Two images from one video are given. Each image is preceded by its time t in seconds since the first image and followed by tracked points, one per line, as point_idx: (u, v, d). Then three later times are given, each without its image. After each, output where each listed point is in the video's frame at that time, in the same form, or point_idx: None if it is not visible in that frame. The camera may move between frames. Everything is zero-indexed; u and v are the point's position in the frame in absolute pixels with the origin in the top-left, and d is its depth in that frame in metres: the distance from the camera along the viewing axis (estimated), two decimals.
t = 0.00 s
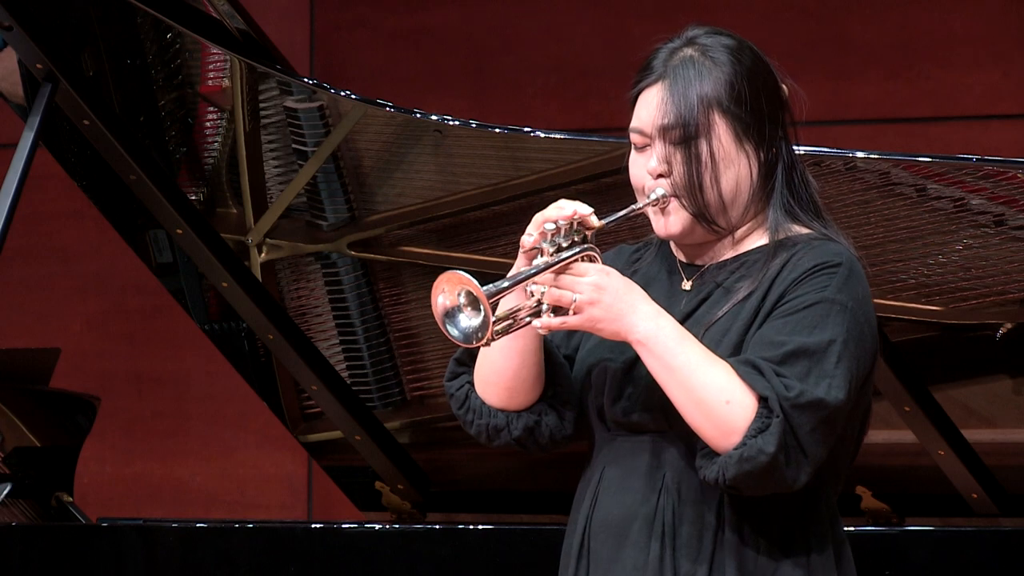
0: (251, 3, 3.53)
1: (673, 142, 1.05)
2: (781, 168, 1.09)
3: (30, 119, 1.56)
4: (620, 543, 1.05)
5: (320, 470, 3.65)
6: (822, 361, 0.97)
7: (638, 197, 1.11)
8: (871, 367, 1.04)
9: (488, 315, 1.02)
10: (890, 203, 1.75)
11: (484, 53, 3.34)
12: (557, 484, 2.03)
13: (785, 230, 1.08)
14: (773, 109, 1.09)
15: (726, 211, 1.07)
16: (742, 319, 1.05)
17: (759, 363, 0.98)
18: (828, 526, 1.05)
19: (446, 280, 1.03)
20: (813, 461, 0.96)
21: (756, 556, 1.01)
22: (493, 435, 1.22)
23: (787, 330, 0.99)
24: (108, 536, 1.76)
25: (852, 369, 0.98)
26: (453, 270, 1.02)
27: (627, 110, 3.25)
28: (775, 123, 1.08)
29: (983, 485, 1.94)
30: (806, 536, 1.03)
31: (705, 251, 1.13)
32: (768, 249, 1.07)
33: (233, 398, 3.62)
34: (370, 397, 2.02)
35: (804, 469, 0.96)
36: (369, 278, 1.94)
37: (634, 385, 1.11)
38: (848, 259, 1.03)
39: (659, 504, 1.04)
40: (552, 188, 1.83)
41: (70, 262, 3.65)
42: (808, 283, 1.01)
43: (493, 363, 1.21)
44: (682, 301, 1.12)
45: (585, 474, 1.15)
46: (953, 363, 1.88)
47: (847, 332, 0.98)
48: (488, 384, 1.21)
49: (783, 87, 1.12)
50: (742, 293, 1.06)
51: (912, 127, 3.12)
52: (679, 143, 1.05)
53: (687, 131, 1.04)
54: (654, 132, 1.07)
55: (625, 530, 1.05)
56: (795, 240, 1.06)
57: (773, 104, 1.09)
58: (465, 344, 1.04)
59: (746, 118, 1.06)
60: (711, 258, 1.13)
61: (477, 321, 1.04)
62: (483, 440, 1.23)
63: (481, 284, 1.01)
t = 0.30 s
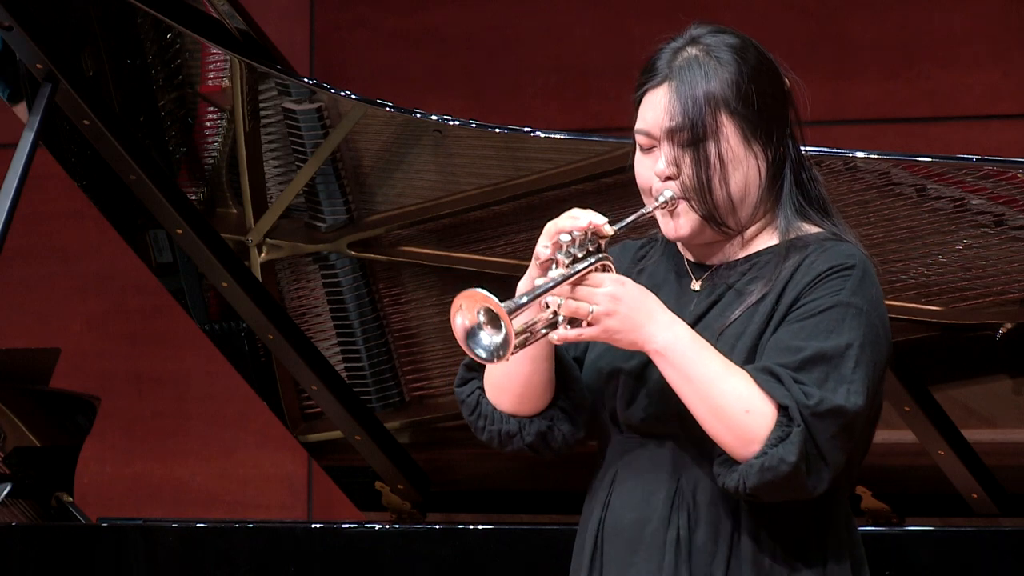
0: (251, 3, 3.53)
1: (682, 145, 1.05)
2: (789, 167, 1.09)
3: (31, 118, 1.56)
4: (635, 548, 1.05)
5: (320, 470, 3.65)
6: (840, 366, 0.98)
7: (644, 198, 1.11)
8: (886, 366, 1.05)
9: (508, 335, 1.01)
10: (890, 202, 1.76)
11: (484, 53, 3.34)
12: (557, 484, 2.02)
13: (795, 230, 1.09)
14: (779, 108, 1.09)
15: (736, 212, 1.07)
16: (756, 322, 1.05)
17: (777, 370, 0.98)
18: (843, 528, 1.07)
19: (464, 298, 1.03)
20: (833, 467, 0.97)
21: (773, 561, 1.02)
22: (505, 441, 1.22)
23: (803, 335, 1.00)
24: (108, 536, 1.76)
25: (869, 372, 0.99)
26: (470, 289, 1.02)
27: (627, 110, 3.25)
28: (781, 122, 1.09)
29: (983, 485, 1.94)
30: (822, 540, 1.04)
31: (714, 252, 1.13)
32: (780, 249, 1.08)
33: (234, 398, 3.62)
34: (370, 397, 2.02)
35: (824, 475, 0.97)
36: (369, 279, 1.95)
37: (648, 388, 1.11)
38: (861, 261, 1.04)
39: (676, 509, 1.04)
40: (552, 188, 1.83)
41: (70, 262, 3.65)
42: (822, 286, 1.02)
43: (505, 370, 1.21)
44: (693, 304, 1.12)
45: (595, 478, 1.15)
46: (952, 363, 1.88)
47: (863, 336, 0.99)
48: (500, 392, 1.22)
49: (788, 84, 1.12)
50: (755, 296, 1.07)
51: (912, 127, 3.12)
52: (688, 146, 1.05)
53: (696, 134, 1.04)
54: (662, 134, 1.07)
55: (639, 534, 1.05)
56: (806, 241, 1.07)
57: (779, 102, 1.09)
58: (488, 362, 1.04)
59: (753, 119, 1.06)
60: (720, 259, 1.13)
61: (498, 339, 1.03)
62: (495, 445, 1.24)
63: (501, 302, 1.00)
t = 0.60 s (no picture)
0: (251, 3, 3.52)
1: (686, 157, 1.05)
2: (792, 172, 1.10)
3: (31, 118, 1.55)
4: (654, 557, 1.07)
5: (320, 470, 3.65)
6: (858, 378, 0.99)
7: (647, 210, 1.11)
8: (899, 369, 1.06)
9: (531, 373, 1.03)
10: (890, 203, 1.77)
11: (484, 54, 3.33)
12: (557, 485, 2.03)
13: (803, 235, 1.09)
14: (779, 113, 1.09)
15: (743, 222, 1.07)
16: (770, 336, 1.05)
17: (797, 387, 0.99)
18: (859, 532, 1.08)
19: (483, 339, 1.04)
20: (858, 480, 0.98)
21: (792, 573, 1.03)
22: (517, 457, 1.24)
23: (820, 348, 1.00)
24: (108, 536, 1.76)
25: (887, 383, 1.00)
26: (490, 329, 1.04)
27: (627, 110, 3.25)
28: (782, 128, 1.09)
29: (983, 485, 1.93)
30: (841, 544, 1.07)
31: (723, 260, 1.12)
32: (789, 257, 1.08)
33: (234, 398, 3.62)
34: (370, 397, 2.02)
35: (850, 489, 0.98)
36: (369, 278, 1.95)
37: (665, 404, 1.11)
38: (872, 267, 1.04)
39: (694, 521, 1.05)
40: (552, 188, 1.83)
41: (70, 262, 3.64)
42: (836, 297, 1.02)
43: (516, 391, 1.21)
44: (702, 319, 1.12)
45: (612, 488, 1.17)
46: (952, 363, 1.88)
47: (880, 346, 1.00)
48: (512, 410, 1.22)
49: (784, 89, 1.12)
50: (768, 308, 1.06)
51: (912, 127, 3.12)
52: (692, 158, 1.05)
53: (700, 145, 1.04)
54: (664, 146, 1.06)
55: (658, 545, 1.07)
56: (814, 247, 1.07)
57: (778, 108, 1.09)
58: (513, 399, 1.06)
59: (755, 127, 1.06)
60: (726, 267, 1.13)
61: (520, 377, 1.06)
62: (507, 460, 1.25)
63: (519, 337, 1.02)
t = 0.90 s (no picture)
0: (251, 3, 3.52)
1: (694, 159, 1.05)
2: (800, 174, 1.10)
3: (31, 118, 1.55)
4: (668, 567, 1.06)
5: (320, 470, 3.65)
6: (867, 380, 0.99)
7: (655, 213, 1.11)
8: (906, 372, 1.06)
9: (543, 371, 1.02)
10: (890, 203, 1.77)
11: (484, 54, 3.33)
12: (558, 485, 2.03)
13: (811, 240, 1.08)
14: (787, 115, 1.09)
15: (749, 225, 1.07)
16: (780, 341, 1.05)
17: (808, 389, 0.98)
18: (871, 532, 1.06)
19: (497, 335, 1.04)
20: (868, 481, 0.98)
21: None
22: (523, 457, 1.23)
23: (828, 350, 1.00)
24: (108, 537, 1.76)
25: (896, 384, 1.00)
26: (503, 326, 1.04)
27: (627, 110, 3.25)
28: (790, 130, 1.09)
29: (983, 485, 1.93)
30: (853, 545, 1.05)
31: (730, 266, 1.12)
32: (797, 262, 1.07)
33: (234, 398, 3.62)
34: (370, 397, 2.02)
35: (860, 490, 0.97)
36: (369, 278, 1.95)
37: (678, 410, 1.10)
38: (880, 271, 1.04)
39: (707, 530, 1.05)
40: (552, 188, 1.84)
41: (70, 262, 3.64)
42: (845, 301, 1.02)
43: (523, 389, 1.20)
44: (710, 325, 1.12)
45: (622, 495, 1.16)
46: (952, 363, 1.88)
47: (888, 348, 1.00)
48: (519, 409, 1.22)
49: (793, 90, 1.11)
50: (777, 313, 1.06)
51: (913, 127, 3.13)
52: (700, 160, 1.05)
53: (708, 147, 1.04)
54: (672, 148, 1.06)
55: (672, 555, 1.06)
56: (823, 251, 1.07)
57: (787, 111, 1.09)
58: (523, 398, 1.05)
59: (764, 129, 1.05)
60: (734, 272, 1.12)
61: (531, 374, 1.05)
62: (512, 461, 1.24)
63: (534, 335, 1.01)
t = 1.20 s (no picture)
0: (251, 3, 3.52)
1: (705, 141, 1.05)
2: (812, 163, 1.09)
3: (31, 118, 1.55)
4: (671, 558, 1.06)
5: (320, 470, 3.65)
6: (870, 362, 0.98)
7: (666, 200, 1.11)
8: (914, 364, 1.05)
9: (541, 326, 1.03)
10: (890, 202, 1.77)
11: (484, 54, 3.33)
12: (557, 484, 2.02)
13: (820, 229, 1.08)
14: (802, 104, 1.09)
15: (759, 210, 1.06)
16: (785, 326, 1.05)
17: (810, 365, 0.98)
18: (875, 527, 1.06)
19: (498, 288, 1.05)
20: (867, 461, 0.97)
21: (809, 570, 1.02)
22: (524, 436, 1.22)
23: (831, 332, 1.00)
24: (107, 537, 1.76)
25: (899, 367, 0.99)
26: (504, 280, 1.05)
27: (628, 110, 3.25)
28: (803, 119, 1.09)
29: (983, 485, 1.93)
30: (857, 540, 1.04)
31: (739, 254, 1.12)
32: (804, 251, 1.07)
33: (234, 397, 3.62)
34: (370, 397, 2.02)
35: (859, 470, 0.96)
36: (369, 279, 1.95)
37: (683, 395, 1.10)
38: (886, 259, 1.03)
39: (711, 520, 1.04)
40: (552, 188, 1.85)
41: (70, 262, 3.64)
42: (850, 285, 1.02)
43: (525, 367, 1.21)
44: (718, 311, 1.12)
45: (627, 487, 1.16)
46: (952, 362, 1.88)
47: (893, 332, 0.99)
48: (521, 387, 1.22)
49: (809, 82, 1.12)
50: (783, 300, 1.06)
51: (913, 127, 3.13)
52: (711, 142, 1.05)
53: (719, 129, 1.04)
54: (684, 130, 1.07)
55: (675, 545, 1.06)
56: (831, 242, 1.07)
57: (801, 100, 1.09)
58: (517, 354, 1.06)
59: (777, 114, 1.06)
60: (745, 261, 1.12)
61: (528, 331, 1.05)
62: (513, 441, 1.24)
63: (533, 292, 1.03)
